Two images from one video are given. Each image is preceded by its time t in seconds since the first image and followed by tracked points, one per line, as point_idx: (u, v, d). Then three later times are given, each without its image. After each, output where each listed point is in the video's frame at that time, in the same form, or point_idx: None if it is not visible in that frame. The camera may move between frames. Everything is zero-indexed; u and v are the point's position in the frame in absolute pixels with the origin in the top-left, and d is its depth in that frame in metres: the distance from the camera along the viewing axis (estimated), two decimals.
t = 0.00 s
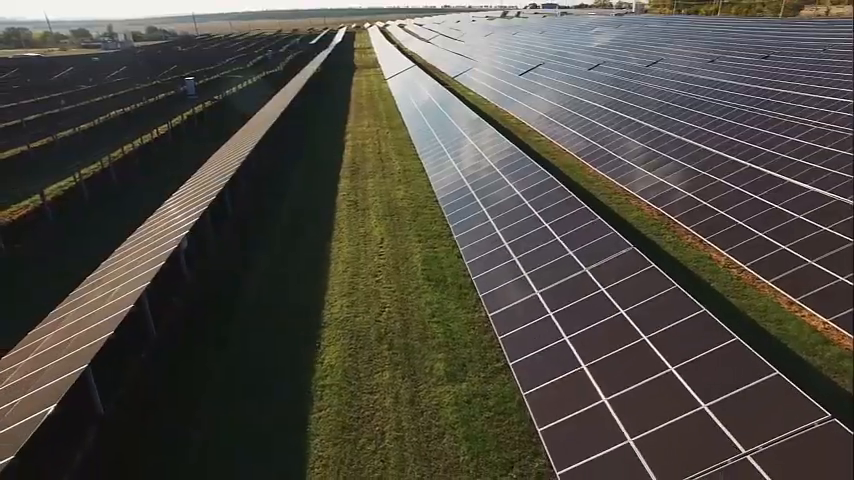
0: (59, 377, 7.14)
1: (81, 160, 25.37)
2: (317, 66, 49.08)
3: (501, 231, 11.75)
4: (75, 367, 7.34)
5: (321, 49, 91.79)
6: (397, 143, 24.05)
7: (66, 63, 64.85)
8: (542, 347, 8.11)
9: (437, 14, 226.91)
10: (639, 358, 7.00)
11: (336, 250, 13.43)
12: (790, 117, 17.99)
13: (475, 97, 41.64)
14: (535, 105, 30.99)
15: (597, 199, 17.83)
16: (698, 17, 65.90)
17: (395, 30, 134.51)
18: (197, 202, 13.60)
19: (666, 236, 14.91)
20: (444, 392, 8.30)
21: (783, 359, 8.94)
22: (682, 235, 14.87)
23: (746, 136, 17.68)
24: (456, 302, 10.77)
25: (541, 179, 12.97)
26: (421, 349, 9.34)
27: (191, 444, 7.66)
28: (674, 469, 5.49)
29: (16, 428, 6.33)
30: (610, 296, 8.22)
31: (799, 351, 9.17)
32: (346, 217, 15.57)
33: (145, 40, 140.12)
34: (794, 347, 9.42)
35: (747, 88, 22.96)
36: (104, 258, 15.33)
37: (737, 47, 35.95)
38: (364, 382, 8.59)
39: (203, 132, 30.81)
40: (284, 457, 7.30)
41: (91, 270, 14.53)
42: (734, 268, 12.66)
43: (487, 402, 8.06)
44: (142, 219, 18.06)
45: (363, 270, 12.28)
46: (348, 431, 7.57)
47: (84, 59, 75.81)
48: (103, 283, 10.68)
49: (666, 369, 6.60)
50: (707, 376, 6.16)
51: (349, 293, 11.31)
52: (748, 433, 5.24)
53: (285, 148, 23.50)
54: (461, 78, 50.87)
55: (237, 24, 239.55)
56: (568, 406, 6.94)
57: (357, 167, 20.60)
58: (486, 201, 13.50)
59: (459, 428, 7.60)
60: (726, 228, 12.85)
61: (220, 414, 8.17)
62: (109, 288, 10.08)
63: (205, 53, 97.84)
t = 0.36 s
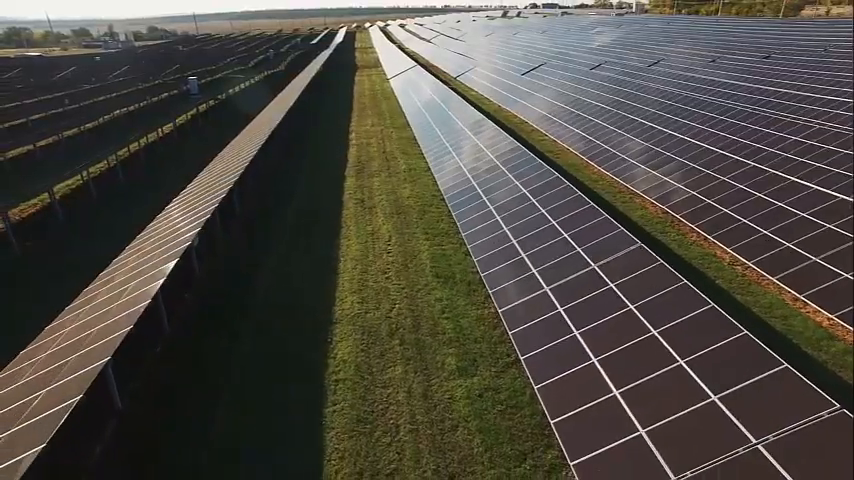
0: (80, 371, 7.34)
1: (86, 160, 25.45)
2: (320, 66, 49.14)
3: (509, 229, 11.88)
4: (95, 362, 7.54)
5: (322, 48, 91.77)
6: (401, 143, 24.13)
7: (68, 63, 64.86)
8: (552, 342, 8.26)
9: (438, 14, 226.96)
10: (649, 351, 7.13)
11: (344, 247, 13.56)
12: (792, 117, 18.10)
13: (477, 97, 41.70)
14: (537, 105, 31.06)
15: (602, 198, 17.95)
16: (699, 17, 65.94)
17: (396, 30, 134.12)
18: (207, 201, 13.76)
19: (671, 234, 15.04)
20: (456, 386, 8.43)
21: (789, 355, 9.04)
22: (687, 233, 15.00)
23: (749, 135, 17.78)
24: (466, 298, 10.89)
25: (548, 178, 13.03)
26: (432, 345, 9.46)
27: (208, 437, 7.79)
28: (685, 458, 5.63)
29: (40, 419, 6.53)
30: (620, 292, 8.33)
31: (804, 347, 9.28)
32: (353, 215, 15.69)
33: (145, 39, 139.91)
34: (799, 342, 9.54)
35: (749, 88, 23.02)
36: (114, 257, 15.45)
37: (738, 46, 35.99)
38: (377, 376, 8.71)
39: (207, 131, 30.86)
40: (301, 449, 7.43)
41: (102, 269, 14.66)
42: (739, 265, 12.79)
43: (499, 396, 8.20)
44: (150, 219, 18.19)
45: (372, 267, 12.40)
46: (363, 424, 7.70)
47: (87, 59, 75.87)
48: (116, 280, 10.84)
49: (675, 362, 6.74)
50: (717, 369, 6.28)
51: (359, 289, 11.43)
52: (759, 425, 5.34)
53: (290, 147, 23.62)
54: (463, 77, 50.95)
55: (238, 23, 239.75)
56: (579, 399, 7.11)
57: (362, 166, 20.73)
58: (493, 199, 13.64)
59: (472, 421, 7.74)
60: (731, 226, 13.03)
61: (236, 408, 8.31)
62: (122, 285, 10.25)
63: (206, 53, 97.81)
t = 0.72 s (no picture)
0: (103, 366, 7.61)
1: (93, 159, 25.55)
2: (323, 65, 49.22)
3: (518, 226, 12.19)
4: (118, 357, 7.82)
5: (323, 48, 91.75)
6: (406, 141, 24.27)
7: (68, 63, 64.76)
8: (566, 335, 8.46)
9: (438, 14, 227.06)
10: (661, 345, 7.34)
11: (355, 244, 13.71)
12: (795, 116, 18.22)
13: (480, 96, 41.82)
14: (540, 104, 31.15)
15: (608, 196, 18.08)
16: (699, 18, 66.11)
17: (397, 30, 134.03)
18: (219, 199, 13.96)
19: (677, 232, 15.19)
20: (471, 379, 8.57)
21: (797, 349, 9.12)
22: (693, 231, 15.14)
23: (753, 134, 17.89)
24: (477, 294, 11.04)
25: (554, 176, 13.53)
26: (445, 340, 9.61)
27: (228, 429, 7.91)
28: (702, 448, 5.80)
29: (68, 411, 6.80)
30: (630, 286, 8.57)
31: (811, 341, 9.39)
32: (362, 212, 15.84)
33: (146, 39, 139.77)
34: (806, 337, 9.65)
35: (752, 87, 23.12)
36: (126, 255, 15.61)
37: (740, 46, 36.08)
38: (392, 370, 8.84)
39: (212, 130, 30.94)
40: (320, 440, 7.53)
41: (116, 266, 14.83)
42: (745, 262, 12.93)
43: (513, 389, 8.36)
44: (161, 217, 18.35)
45: (383, 264, 12.55)
46: (381, 417, 7.82)
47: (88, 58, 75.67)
48: (131, 277, 11.05)
49: (688, 354, 6.88)
50: (729, 361, 6.45)
51: (371, 286, 11.56)
52: (773, 416, 5.48)
53: (296, 147, 23.78)
54: (466, 77, 51.02)
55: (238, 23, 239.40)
56: (594, 392, 7.30)
57: (369, 165, 20.89)
58: (502, 198, 13.92)
59: (487, 413, 7.89)
60: (736, 224, 13.28)
61: (255, 400, 8.43)
62: (139, 282, 10.49)
63: (208, 52, 97.74)
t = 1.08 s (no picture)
0: (128, 361, 7.78)
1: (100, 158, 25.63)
2: (326, 65, 49.31)
3: (528, 224, 12.50)
4: (142, 351, 8.00)
5: (324, 48, 91.70)
6: (411, 141, 24.35)
7: (71, 63, 64.82)
8: (579, 331, 8.82)
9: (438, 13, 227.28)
10: (674, 339, 7.63)
11: (365, 241, 13.86)
12: (799, 115, 18.28)
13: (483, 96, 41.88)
14: (544, 104, 31.24)
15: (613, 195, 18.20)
16: (700, 17, 66.13)
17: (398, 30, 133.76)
18: (231, 198, 14.13)
19: (684, 230, 15.30)
20: (486, 374, 8.71)
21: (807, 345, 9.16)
22: (700, 229, 15.25)
23: (757, 133, 17.93)
24: (488, 291, 11.18)
25: (560, 173, 13.68)
26: (459, 335, 9.74)
27: (248, 421, 8.05)
28: (714, 437, 6.12)
29: (97, 404, 6.98)
30: (640, 282, 8.90)
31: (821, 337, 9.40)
32: (371, 210, 15.99)
33: (147, 39, 139.70)
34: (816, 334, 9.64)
35: (756, 86, 23.19)
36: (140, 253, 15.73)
37: (743, 46, 36.13)
38: (408, 365, 8.96)
39: (217, 130, 31.00)
40: (340, 433, 7.65)
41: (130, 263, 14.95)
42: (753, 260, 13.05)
43: (528, 383, 8.50)
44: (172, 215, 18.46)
45: (395, 260, 12.69)
46: (399, 410, 7.94)
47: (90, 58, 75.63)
48: (147, 274, 11.20)
49: (700, 348, 7.17)
50: (742, 354, 6.69)
51: (383, 283, 11.68)
52: (786, 405, 5.65)
53: (302, 146, 23.87)
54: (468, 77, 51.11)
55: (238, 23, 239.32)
56: (609, 385, 7.66)
57: (375, 164, 20.98)
58: (511, 196, 14.16)
59: (503, 407, 8.03)
60: (742, 222, 13.53)
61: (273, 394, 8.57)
62: (156, 279, 10.64)
63: (209, 52, 97.71)
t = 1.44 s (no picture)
0: (153, 359, 7.95)
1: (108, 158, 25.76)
2: (329, 65, 49.45)
3: (539, 222, 12.77)
4: (166, 350, 8.17)
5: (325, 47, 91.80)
6: (417, 140, 24.49)
7: (75, 63, 65.03)
8: (595, 326, 9.04)
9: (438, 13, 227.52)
10: (689, 333, 7.77)
11: (377, 239, 13.98)
12: (803, 115, 18.44)
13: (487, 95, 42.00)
14: (548, 104, 31.33)
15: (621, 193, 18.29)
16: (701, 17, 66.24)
17: (399, 30, 133.44)
18: (245, 198, 14.31)
19: (692, 228, 15.42)
20: (503, 369, 8.85)
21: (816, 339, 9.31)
22: (708, 227, 15.39)
23: (761, 132, 18.09)
24: (501, 288, 11.33)
25: (572, 173, 14.02)
26: (474, 331, 9.88)
27: (271, 414, 8.18)
28: (732, 428, 6.30)
29: (123, 402, 7.15)
30: (653, 279, 9.09)
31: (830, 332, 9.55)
32: (381, 208, 16.15)
33: (148, 38, 139.82)
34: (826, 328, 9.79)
35: (759, 86, 23.29)
36: (152, 251, 15.83)
37: (745, 46, 36.24)
38: (425, 360, 9.08)
39: (223, 129, 31.10)
40: (361, 427, 7.76)
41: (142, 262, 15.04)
42: (761, 257, 13.17)
43: (544, 378, 8.67)
44: (182, 214, 18.56)
45: (407, 258, 12.82)
46: (418, 405, 8.07)
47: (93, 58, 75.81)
48: (164, 271, 11.35)
49: (716, 343, 7.32)
50: (757, 349, 6.89)
51: (397, 280, 11.80)
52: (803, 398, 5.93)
53: (308, 144, 23.97)
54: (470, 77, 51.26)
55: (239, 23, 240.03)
56: (627, 378, 7.86)
57: (382, 163, 21.12)
58: (522, 195, 14.45)
59: (521, 401, 8.18)
60: (750, 220, 13.68)
61: (294, 388, 8.69)
62: (174, 277, 10.81)
63: (210, 51, 97.82)
